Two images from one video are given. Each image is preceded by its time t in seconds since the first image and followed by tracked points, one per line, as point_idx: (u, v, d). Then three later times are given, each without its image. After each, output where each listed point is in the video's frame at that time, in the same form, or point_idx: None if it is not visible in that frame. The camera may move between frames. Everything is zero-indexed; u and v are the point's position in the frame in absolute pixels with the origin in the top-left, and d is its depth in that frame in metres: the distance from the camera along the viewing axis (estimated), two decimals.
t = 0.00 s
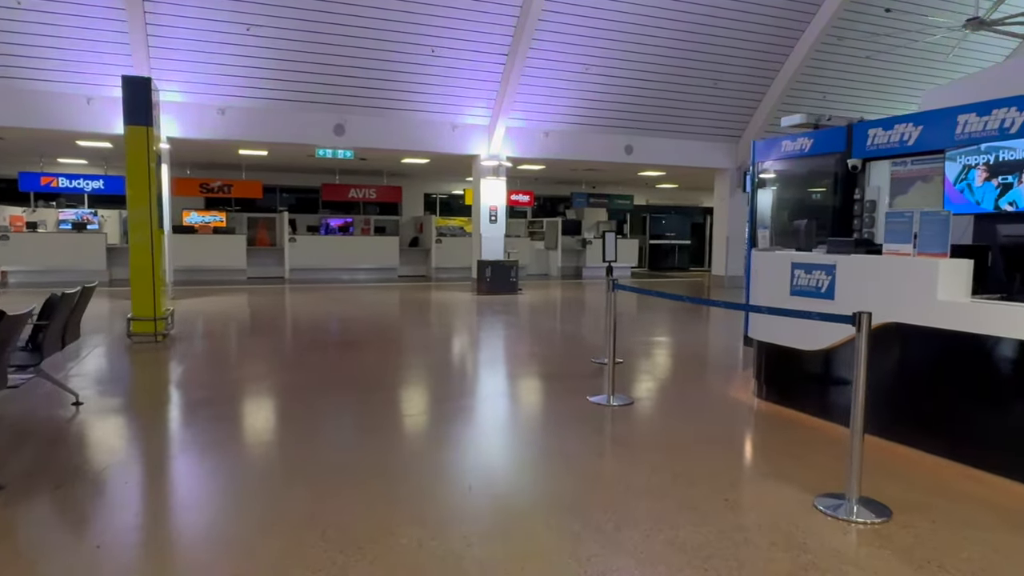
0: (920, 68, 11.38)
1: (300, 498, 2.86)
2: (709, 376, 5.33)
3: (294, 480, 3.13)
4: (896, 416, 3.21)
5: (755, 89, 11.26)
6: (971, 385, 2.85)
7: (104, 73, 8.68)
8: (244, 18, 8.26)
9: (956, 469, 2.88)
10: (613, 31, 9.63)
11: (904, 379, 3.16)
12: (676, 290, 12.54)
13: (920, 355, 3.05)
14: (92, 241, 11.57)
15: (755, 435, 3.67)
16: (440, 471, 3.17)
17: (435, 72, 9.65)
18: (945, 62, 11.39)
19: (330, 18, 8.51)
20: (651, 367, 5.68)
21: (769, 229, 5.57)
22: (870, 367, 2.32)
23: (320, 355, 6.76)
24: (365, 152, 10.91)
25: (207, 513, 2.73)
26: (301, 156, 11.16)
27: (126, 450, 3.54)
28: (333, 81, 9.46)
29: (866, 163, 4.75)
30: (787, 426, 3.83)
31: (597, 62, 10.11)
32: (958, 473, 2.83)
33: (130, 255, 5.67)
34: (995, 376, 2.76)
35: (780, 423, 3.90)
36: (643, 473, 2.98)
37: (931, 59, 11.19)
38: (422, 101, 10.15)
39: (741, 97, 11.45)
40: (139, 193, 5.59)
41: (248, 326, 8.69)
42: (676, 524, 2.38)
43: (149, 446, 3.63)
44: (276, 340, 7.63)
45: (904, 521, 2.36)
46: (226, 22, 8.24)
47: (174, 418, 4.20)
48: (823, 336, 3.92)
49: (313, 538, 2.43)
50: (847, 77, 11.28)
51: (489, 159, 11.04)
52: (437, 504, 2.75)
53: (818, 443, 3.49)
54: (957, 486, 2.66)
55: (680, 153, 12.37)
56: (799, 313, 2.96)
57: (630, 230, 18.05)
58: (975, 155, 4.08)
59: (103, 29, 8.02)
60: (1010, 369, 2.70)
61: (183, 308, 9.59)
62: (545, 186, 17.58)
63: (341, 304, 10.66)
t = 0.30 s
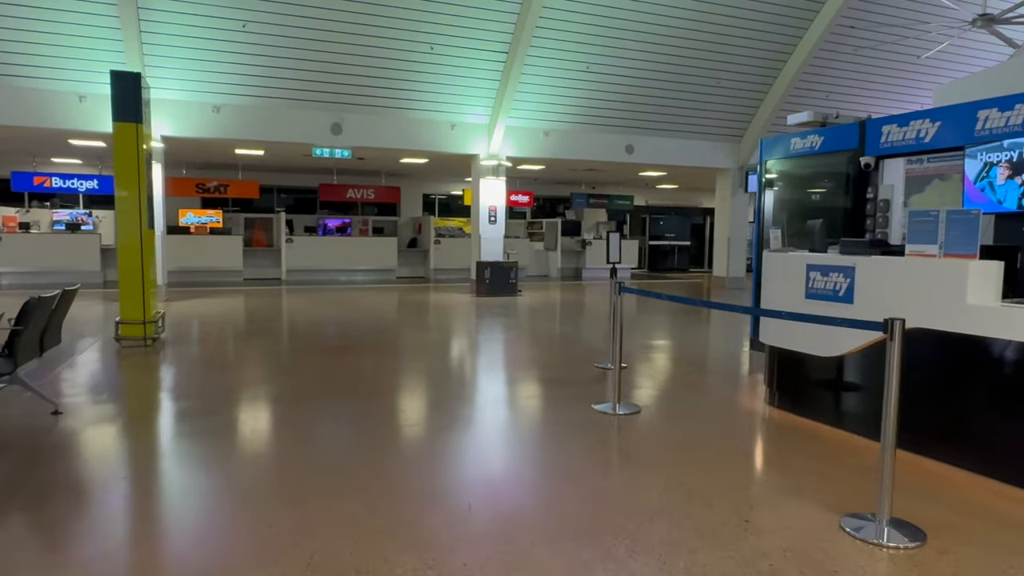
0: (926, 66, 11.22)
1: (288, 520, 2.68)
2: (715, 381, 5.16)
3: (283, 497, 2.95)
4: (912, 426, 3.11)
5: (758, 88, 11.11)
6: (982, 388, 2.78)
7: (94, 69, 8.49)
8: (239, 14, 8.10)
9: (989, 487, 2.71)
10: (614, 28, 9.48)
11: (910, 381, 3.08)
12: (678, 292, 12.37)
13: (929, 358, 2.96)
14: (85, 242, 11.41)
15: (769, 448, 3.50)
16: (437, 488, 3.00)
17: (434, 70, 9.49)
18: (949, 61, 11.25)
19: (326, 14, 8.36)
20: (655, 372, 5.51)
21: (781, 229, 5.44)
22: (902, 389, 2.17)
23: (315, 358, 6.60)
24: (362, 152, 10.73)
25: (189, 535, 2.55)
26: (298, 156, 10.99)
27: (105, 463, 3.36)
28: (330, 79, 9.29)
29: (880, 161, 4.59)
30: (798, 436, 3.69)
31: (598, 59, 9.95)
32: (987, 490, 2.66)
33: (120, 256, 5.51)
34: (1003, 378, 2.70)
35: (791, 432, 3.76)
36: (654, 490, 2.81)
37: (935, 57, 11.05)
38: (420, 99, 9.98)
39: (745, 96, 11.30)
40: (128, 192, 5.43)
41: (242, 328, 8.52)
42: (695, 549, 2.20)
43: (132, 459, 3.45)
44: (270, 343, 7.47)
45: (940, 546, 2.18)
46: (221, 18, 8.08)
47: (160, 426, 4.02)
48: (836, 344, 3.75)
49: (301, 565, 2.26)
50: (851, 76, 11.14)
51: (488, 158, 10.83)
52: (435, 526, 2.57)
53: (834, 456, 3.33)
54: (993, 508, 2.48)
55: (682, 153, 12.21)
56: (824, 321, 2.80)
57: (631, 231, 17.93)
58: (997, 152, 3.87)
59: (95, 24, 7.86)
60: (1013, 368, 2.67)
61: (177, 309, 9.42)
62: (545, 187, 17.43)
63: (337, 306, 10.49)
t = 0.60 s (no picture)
0: (932, 63, 11.08)
1: (275, 542, 2.52)
2: (722, 386, 5.00)
3: (273, 512, 2.79)
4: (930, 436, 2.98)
5: (762, 86, 10.94)
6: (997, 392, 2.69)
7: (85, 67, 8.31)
8: (234, 10, 7.94)
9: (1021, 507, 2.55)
10: (616, 25, 9.31)
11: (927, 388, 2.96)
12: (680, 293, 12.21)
13: (942, 363, 2.86)
14: (79, 243, 11.24)
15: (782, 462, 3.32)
16: (434, 506, 2.84)
17: (433, 68, 9.33)
18: (955, 57, 11.11)
19: (323, 11, 8.20)
20: (659, 377, 5.34)
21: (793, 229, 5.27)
22: (935, 405, 2.07)
23: (310, 361, 6.44)
24: (359, 151, 10.56)
25: (170, 558, 2.38)
26: (295, 155, 10.83)
27: (83, 478, 3.20)
28: (327, 77, 9.12)
29: (895, 159, 4.44)
30: (812, 446, 3.54)
31: (599, 57, 9.79)
32: (1019, 510, 2.51)
33: (108, 258, 5.35)
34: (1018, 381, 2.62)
35: (804, 442, 3.62)
36: (665, 510, 2.64)
37: (940, 54, 10.91)
38: (419, 97, 9.82)
39: (748, 94, 11.13)
40: (116, 191, 5.27)
41: (236, 330, 8.35)
42: None
43: (113, 472, 3.27)
44: (265, 345, 7.31)
45: None
46: (216, 15, 7.92)
47: (144, 437, 3.84)
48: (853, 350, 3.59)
49: None
50: (856, 74, 10.98)
51: (488, 157, 10.64)
52: (433, 553, 2.39)
53: (852, 470, 3.17)
54: None
55: (685, 152, 12.04)
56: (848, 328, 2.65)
57: (631, 231, 17.77)
58: (1019, 148, 3.79)
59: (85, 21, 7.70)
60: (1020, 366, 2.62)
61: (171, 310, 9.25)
62: (545, 186, 17.27)
63: (334, 307, 10.32)
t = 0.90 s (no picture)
0: (939, 59, 10.90)
1: (256, 558, 2.35)
2: (728, 390, 4.83)
3: (257, 525, 2.63)
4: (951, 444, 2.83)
5: (767, 82, 10.77)
6: (1019, 396, 2.55)
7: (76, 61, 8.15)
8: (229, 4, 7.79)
9: None
10: (618, 20, 9.15)
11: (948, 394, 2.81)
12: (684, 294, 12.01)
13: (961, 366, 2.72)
14: (74, 242, 11.10)
15: (796, 474, 3.15)
16: (426, 517, 2.68)
17: (432, 64, 9.16)
18: (963, 55, 10.95)
19: (320, 5, 8.04)
20: (664, 380, 5.15)
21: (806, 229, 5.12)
22: (969, 416, 1.94)
23: (306, 363, 6.28)
24: (358, 149, 10.41)
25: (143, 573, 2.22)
26: (292, 152, 10.67)
27: (55, 486, 3.02)
28: (324, 72, 8.97)
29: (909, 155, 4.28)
30: (825, 455, 3.37)
31: (601, 53, 9.62)
32: None
33: (95, 257, 5.20)
34: None
35: (816, 451, 3.45)
36: (672, 529, 2.47)
37: (948, 52, 10.75)
38: (418, 95, 9.66)
39: (753, 91, 10.95)
40: (103, 188, 5.12)
41: (232, 330, 8.20)
42: None
43: (92, 480, 3.12)
44: (260, 347, 7.16)
45: None
46: (210, 8, 7.77)
47: (126, 442, 3.68)
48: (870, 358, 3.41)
49: None
50: (863, 71, 10.82)
51: (488, 155, 10.48)
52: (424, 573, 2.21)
53: (869, 483, 3.00)
54: None
55: (688, 150, 11.87)
56: (872, 335, 2.49)
57: (634, 231, 17.60)
58: None
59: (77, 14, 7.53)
60: None
61: (167, 309, 9.11)
62: (546, 185, 17.10)
63: (333, 307, 10.17)
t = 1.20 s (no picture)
0: (950, 53, 10.69)
1: None
2: (737, 395, 4.66)
3: (235, 546, 2.47)
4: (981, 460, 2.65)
5: (774, 78, 10.57)
6: None
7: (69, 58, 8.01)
8: None
9: None
10: (622, 15, 8.96)
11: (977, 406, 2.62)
12: (689, 293, 11.83)
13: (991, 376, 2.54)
14: (71, 242, 10.99)
15: (812, 491, 2.96)
16: (419, 539, 2.52)
17: (432, 60, 9.00)
18: (974, 49, 10.74)
19: None
20: (670, 384, 4.99)
21: (819, 228, 4.94)
22: (1011, 433, 1.77)
23: (302, 364, 6.13)
24: (357, 146, 10.24)
25: None
26: (291, 150, 10.51)
27: (30, 501, 2.88)
28: (322, 68, 8.81)
29: (926, 151, 4.08)
30: (842, 468, 3.19)
31: (605, 48, 9.44)
32: None
33: (83, 257, 5.06)
34: None
35: (832, 463, 3.27)
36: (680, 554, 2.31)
37: (959, 46, 10.54)
38: (418, 91, 9.49)
39: (760, 87, 10.75)
40: (91, 187, 4.97)
41: (229, 330, 8.05)
42: None
43: (67, 493, 2.96)
44: (257, 347, 7.02)
45: None
46: (205, 3, 7.62)
47: (110, 451, 3.54)
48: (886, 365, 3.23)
49: None
50: (872, 66, 10.61)
51: (489, 152, 10.32)
52: None
53: (890, 501, 2.82)
54: None
55: (694, 147, 11.68)
56: (899, 343, 2.31)
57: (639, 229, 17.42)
58: None
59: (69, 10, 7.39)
60: None
61: (164, 309, 8.97)
62: (550, 183, 16.93)
63: (333, 307, 10.02)
